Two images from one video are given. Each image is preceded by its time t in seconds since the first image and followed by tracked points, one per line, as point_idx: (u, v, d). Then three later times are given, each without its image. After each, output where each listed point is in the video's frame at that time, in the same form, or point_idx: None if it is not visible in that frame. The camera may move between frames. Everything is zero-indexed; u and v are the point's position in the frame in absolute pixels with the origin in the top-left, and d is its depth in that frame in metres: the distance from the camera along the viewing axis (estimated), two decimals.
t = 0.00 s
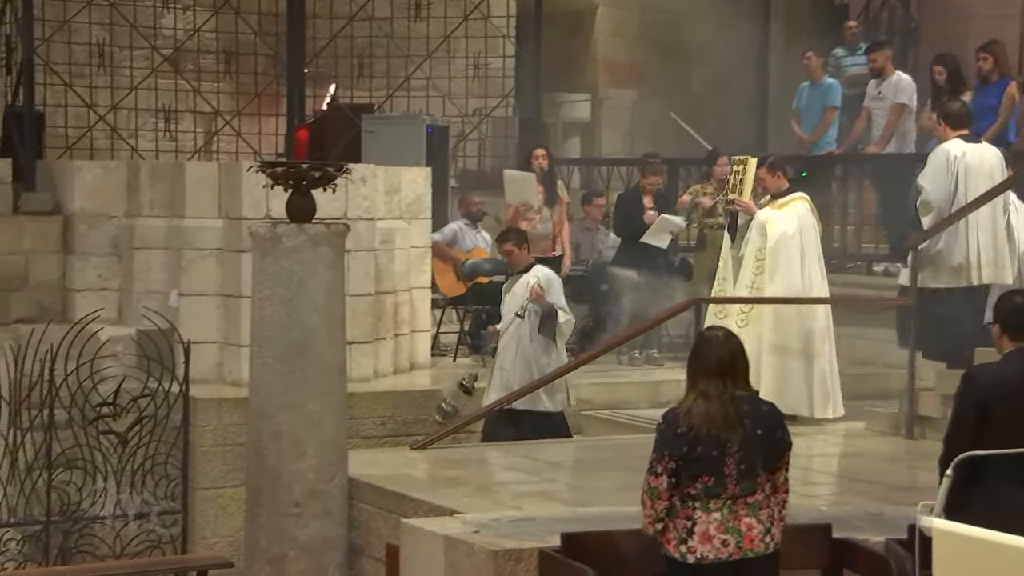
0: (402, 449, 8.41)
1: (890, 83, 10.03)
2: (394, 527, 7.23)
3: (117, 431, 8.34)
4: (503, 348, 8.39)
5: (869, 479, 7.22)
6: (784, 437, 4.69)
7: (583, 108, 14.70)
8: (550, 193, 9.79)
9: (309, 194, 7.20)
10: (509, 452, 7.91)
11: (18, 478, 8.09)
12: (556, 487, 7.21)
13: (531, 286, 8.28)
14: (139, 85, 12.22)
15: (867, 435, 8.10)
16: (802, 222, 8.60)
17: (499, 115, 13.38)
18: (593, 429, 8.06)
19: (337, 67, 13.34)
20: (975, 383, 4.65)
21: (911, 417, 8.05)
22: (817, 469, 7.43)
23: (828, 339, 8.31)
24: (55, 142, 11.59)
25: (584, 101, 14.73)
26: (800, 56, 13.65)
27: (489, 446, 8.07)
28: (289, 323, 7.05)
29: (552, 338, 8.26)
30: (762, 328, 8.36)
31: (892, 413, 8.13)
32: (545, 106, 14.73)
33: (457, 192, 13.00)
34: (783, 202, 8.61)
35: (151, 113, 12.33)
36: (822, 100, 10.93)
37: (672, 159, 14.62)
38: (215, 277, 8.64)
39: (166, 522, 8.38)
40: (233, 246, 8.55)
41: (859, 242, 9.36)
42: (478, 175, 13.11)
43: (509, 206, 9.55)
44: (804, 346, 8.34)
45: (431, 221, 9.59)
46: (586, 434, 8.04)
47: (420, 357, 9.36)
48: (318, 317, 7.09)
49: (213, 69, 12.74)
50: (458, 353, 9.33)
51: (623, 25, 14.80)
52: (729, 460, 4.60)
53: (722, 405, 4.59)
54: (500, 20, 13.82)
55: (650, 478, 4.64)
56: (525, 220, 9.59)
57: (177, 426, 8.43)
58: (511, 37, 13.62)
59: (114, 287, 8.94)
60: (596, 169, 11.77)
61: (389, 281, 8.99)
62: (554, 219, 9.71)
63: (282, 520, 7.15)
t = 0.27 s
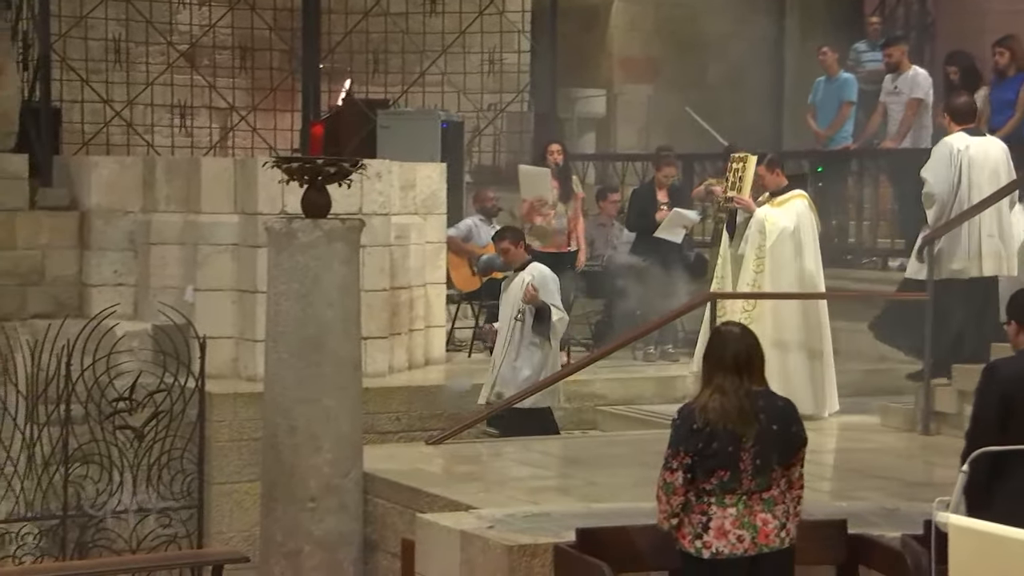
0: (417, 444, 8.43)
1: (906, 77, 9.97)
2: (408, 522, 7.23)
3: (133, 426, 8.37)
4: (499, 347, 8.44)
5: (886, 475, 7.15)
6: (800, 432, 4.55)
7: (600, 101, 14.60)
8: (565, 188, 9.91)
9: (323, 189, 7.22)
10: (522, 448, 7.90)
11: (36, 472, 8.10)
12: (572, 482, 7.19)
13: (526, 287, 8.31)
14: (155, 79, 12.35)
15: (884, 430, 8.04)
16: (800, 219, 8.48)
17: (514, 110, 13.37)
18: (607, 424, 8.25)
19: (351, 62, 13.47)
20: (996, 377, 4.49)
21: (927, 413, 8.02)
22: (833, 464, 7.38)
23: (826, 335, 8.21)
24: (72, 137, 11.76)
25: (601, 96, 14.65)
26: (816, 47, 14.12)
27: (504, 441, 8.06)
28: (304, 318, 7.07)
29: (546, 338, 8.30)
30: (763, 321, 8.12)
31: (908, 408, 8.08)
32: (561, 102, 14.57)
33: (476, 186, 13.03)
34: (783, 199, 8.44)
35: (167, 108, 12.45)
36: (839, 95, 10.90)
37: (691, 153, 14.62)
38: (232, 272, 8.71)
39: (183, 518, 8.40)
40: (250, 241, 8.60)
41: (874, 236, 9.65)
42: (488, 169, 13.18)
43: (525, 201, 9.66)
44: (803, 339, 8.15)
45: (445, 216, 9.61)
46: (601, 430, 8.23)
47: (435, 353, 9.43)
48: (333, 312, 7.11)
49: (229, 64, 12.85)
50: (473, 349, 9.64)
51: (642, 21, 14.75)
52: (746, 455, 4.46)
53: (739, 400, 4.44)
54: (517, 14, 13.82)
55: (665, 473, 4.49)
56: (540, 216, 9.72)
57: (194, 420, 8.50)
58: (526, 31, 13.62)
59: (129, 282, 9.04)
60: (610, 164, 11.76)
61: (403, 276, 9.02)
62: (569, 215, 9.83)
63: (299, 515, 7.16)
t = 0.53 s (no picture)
0: (435, 438, 8.45)
1: (925, 71, 9.98)
2: (426, 516, 7.25)
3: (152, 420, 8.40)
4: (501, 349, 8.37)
5: (904, 470, 7.14)
6: (819, 427, 4.55)
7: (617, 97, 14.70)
8: (582, 181, 9.71)
9: (341, 183, 7.23)
10: (540, 442, 7.91)
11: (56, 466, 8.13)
12: (590, 476, 7.20)
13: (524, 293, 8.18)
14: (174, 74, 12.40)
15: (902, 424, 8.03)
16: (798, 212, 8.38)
17: (531, 105, 13.35)
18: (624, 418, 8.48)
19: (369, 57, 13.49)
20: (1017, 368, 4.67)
21: (945, 408, 8.12)
22: (851, 459, 7.37)
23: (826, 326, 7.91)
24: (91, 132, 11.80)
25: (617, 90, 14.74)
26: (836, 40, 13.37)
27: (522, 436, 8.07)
28: (322, 312, 7.09)
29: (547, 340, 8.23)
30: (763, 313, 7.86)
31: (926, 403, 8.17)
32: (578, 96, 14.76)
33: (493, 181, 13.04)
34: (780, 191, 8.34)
35: (185, 103, 12.49)
36: (857, 89, 10.89)
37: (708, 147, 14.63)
38: (251, 266, 8.74)
39: (202, 511, 8.41)
40: (269, 236, 8.64)
41: (892, 230, 9.92)
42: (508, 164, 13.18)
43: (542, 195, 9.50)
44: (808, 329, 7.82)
45: (462, 211, 9.61)
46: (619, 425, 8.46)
47: (452, 347, 9.45)
48: (351, 307, 7.13)
49: (247, 59, 12.88)
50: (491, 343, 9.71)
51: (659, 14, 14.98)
52: (764, 450, 4.47)
53: (758, 394, 4.45)
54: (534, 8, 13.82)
55: (683, 468, 4.49)
56: (557, 210, 9.60)
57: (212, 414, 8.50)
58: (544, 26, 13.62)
59: (148, 276, 9.06)
60: (627, 159, 11.76)
61: (421, 271, 9.04)
62: (586, 209, 9.73)
63: (316, 509, 7.17)
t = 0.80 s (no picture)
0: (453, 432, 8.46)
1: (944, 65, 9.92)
2: (443, 510, 7.26)
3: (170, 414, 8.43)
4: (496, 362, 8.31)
5: (921, 464, 7.13)
6: (838, 422, 4.54)
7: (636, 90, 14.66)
8: (600, 176, 9.68)
9: (358, 178, 7.23)
10: (558, 437, 7.91)
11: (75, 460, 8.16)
12: (607, 470, 7.20)
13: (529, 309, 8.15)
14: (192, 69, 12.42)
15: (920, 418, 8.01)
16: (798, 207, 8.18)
17: (549, 100, 13.31)
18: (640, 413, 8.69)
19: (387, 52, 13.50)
20: None
21: (964, 403, 8.09)
22: (870, 454, 7.36)
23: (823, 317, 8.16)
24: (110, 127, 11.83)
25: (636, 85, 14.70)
26: (853, 36, 14.40)
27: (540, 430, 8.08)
28: (339, 306, 7.10)
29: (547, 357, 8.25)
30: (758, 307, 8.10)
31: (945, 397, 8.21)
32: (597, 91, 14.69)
33: (511, 176, 13.03)
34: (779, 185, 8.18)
35: (204, 98, 12.52)
36: (876, 82, 10.84)
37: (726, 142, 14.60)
38: (269, 261, 8.77)
39: (220, 504, 8.45)
40: (286, 231, 8.66)
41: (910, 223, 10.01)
42: (526, 158, 13.17)
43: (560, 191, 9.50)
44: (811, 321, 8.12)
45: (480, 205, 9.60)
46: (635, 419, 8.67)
47: (470, 341, 9.45)
48: (369, 301, 7.13)
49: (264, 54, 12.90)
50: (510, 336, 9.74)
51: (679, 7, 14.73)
52: (784, 445, 4.47)
53: (778, 389, 4.44)
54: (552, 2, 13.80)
55: (702, 463, 4.48)
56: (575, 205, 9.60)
57: (231, 408, 8.54)
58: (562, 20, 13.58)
59: (167, 271, 9.08)
60: (645, 154, 11.75)
61: (438, 266, 9.05)
62: (603, 203, 9.72)
63: (334, 503, 7.19)
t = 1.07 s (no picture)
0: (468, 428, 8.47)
1: (960, 60, 9.92)
2: (458, 505, 7.27)
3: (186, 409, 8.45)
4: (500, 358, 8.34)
5: (936, 460, 7.11)
6: (855, 418, 4.54)
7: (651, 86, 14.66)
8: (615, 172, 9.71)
9: (373, 173, 7.23)
10: (573, 433, 7.92)
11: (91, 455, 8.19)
12: (622, 466, 7.21)
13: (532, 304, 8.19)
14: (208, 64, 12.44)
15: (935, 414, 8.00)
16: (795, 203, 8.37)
17: (563, 95, 13.29)
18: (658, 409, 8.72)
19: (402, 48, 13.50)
20: None
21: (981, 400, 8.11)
22: (885, 449, 7.35)
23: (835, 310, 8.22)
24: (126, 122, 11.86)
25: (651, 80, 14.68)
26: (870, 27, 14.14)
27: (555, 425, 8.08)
28: (355, 302, 7.11)
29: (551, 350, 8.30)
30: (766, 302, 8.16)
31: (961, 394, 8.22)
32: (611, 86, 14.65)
33: (526, 171, 13.03)
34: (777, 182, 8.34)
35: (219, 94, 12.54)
36: (892, 78, 10.82)
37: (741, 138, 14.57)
38: (285, 256, 8.80)
39: (236, 499, 8.47)
40: (302, 226, 8.69)
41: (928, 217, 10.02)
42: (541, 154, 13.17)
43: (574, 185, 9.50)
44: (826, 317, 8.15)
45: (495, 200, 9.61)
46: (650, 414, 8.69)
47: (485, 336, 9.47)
48: (384, 296, 7.14)
49: (279, 49, 12.91)
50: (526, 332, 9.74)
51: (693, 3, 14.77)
52: (800, 441, 4.47)
53: (795, 384, 4.45)
54: None
55: (719, 459, 4.49)
56: (591, 200, 9.57)
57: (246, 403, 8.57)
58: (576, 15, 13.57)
59: (183, 266, 9.10)
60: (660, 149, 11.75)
61: (453, 261, 9.06)
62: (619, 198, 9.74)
63: (349, 497, 7.20)
